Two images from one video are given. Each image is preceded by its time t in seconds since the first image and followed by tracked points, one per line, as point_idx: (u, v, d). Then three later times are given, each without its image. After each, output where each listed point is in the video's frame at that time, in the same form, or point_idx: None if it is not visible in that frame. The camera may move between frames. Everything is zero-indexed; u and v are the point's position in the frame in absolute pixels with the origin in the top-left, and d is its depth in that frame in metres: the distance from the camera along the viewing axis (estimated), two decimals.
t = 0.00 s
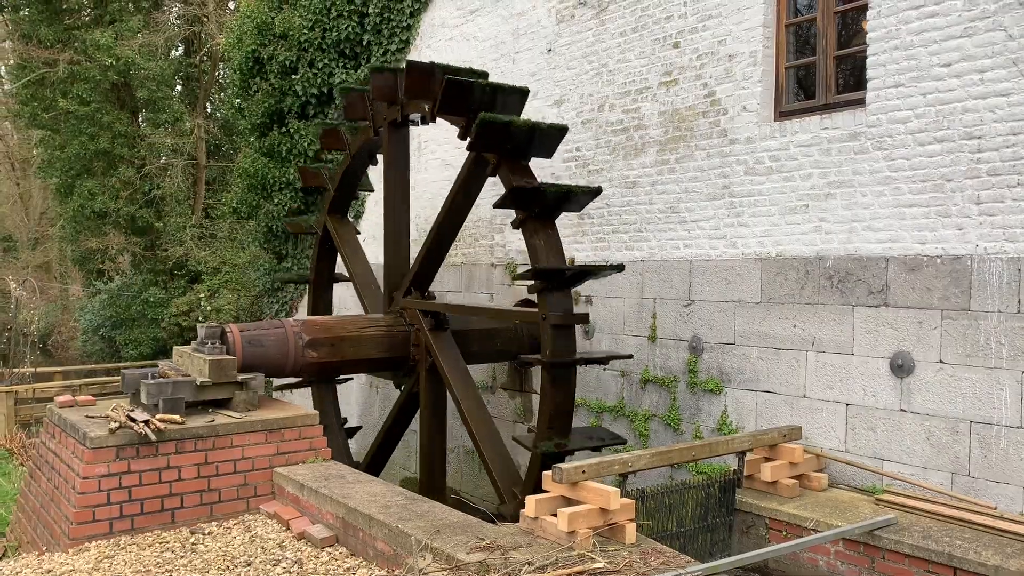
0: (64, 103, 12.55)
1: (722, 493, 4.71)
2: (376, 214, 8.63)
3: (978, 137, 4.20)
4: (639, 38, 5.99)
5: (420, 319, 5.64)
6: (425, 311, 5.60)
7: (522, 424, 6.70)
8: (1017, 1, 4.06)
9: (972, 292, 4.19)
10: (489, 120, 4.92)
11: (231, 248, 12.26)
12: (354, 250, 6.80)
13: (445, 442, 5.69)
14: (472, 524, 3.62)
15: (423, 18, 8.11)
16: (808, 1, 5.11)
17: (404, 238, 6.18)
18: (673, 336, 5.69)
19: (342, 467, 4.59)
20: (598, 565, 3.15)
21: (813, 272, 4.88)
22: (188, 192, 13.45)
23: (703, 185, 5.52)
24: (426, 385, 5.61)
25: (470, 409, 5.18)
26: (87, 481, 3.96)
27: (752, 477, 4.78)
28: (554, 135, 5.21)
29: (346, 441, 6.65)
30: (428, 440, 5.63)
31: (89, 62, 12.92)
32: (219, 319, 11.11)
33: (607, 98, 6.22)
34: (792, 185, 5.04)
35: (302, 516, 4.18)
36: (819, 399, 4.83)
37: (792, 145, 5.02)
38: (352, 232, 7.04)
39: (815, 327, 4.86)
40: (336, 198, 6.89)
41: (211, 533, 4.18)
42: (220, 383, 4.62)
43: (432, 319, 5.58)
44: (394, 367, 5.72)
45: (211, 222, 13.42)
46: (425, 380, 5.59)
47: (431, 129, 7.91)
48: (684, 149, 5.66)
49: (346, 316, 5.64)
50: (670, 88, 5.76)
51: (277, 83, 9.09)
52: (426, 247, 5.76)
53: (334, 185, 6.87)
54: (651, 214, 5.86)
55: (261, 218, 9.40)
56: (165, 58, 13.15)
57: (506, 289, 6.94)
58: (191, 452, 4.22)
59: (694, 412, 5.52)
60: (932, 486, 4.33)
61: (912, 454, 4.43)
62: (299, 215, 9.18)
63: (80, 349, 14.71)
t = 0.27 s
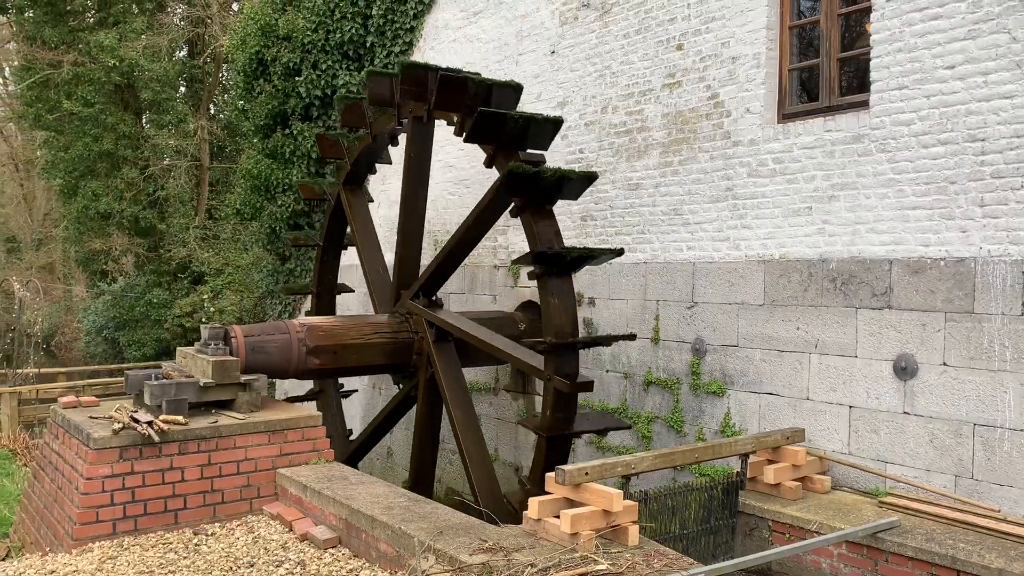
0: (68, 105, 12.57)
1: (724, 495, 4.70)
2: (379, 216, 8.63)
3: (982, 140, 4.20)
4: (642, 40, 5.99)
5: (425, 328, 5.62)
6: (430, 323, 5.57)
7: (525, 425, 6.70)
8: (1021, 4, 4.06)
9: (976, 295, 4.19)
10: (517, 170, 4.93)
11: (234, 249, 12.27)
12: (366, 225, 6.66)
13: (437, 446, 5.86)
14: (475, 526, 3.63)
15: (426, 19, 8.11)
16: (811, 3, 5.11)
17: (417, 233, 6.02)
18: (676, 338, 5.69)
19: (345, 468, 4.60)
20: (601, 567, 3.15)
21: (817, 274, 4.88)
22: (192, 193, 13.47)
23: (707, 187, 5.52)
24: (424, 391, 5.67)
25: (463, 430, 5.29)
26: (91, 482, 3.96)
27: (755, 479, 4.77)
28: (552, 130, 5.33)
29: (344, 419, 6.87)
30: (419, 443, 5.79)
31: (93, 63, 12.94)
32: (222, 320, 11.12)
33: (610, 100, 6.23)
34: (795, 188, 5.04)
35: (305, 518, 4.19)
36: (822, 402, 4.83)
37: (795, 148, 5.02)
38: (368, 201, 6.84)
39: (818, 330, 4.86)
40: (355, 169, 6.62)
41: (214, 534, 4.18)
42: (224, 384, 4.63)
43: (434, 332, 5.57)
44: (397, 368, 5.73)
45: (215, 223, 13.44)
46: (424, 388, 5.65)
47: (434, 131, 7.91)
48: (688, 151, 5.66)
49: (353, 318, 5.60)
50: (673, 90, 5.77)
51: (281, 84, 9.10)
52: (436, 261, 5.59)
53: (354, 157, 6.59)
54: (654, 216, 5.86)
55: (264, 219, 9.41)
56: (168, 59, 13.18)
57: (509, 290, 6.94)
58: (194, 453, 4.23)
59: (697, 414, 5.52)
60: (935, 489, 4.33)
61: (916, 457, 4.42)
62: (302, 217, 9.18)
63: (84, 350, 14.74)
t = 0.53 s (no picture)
0: (74, 104, 12.60)
1: (730, 496, 4.70)
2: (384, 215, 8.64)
3: (989, 140, 4.19)
4: (648, 40, 5.99)
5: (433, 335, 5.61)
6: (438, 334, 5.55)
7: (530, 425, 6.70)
8: None
9: (983, 295, 4.18)
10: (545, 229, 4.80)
11: (239, 249, 12.29)
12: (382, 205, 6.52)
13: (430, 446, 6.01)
14: (480, 525, 3.63)
15: (432, 20, 8.11)
16: (818, 2, 5.10)
17: (432, 233, 5.95)
18: (682, 338, 5.68)
19: (351, 467, 4.60)
20: (607, 567, 3.15)
21: (823, 274, 4.87)
22: (198, 192, 13.50)
23: (713, 187, 5.52)
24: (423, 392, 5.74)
25: (458, 441, 5.41)
26: (97, 480, 3.97)
27: (761, 480, 4.77)
28: (581, 173, 5.18)
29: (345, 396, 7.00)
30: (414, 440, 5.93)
31: (100, 63, 12.98)
32: (227, 320, 11.14)
33: (616, 100, 6.23)
34: (801, 188, 5.03)
35: (311, 517, 4.19)
36: (828, 402, 4.82)
37: (801, 148, 5.01)
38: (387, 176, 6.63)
39: (824, 330, 4.85)
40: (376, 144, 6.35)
41: (220, 532, 4.19)
42: (230, 383, 4.64)
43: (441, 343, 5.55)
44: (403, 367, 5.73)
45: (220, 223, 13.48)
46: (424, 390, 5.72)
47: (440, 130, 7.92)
48: (694, 151, 5.65)
49: (359, 321, 5.59)
50: (679, 90, 5.77)
51: (287, 84, 9.11)
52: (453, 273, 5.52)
53: (378, 135, 6.30)
54: (660, 216, 5.86)
55: (270, 218, 9.42)
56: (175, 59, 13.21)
57: (514, 290, 6.94)
58: (200, 452, 4.24)
59: (703, 414, 5.52)
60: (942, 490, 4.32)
61: (922, 458, 4.42)
62: (308, 217, 9.19)
63: (90, 349, 14.79)
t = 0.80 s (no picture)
0: (83, 104, 12.64)
1: (737, 495, 4.70)
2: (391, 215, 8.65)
3: (999, 139, 4.18)
4: (656, 39, 5.99)
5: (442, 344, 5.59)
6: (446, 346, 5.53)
7: (537, 424, 6.70)
8: None
9: (992, 295, 4.16)
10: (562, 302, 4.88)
11: (247, 248, 12.32)
12: (402, 190, 6.32)
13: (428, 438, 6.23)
14: (488, 524, 3.63)
15: (439, 19, 8.12)
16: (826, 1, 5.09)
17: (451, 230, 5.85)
18: (689, 337, 5.68)
19: (358, 466, 4.61)
20: (615, 566, 3.14)
21: (831, 274, 4.87)
22: (205, 192, 13.53)
23: (721, 186, 5.51)
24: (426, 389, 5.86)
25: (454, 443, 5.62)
26: (106, 479, 3.99)
27: (768, 479, 4.76)
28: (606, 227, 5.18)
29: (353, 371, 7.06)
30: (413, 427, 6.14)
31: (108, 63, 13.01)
32: (235, 319, 11.17)
33: (623, 99, 6.23)
34: (809, 187, 5.02)
35: (318, 515, 4.20)
36: (836, 402, 4.81)
37: (809, 147, 5.00)
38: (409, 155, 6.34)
39: (832, 330, 4.84)
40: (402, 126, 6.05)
41: (228, 531, 4.20)
42: (239, 382, 4.65)
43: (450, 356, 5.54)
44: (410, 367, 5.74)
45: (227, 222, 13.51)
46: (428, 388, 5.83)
47: (447, 130, 7.92)
48: (701, 150, 5.65)
49: (368, 324, 5.56)
50: (687, 89, 5.76)
51: (294, 84, 9.13)
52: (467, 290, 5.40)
53: (406, 119, 5.96)
54: (667, 215, 5.86)
55: (277, 218, 9.44)
56: (182, 58, 13.25)
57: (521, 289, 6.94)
58: (209, 450, 4.26)
59: (710, 413, 5.51)
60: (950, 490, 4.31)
61: (930, 458, 4.41)
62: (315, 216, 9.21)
63: (98, 348, 14.84)
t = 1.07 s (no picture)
0: (93, 105, 12.70)
1: (746, 495, 4.69)
2: (399, 215, 8.67)
3: (1009, 138, 4.16)
4: (664, 39, 5.98)
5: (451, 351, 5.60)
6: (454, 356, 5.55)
7: (545, 424, 6.70)
8: None
9: (1003, 294, 4.14)
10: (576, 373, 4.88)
11: (256, 248, 12.37)
12: (427, 183, 6.09)
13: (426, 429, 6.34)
14: (496, 524, 3.63)
15: (447, 19, 8.13)
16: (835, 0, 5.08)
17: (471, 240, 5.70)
18: (698, 337, 5.67)
19: (367, 465, 4.62)
20: (624, 566, 3.14)
21: (840, 274, 4.85)
22: (214, 193, 13.58)
23: (729, 186, 5.50)
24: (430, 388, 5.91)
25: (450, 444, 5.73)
26: (116, 478, 4.01)
27: (776, 480, 4.75)
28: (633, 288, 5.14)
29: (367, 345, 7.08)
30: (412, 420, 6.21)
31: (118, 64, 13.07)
32: (244, 319, 11.20)
33: (632, 99, 6.22)
34: (819, 186, 5.01)
35: (327, 515, 4.21)
36: (846, 401, 4.80)
37: (818, 146, 4.99)
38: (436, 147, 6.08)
39: (841, 330, 4.83)
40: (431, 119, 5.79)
41: (238, 530, 4.22)
42: (248, 382, 4.66)
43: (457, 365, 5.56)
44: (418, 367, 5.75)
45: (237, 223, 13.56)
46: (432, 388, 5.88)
47: (455, 130, 7.93)
48: (710, 150, 5.64)
49: (380, 328, 5.56)
50: (695, 89, 5.75)
51: (303, 84, 9.15)
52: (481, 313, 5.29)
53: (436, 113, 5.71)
54: (676, 215, 5.85)
55: (286, 218, 9.47)
56: (192, 59, 13.30)
57: (530, 289, 6.94)
58: (219, 450, 4.27)
59: (719, 413, 5.51)
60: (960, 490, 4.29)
61: (941, 458, 4.39)
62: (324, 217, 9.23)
63: (108, 349, 14.92)
